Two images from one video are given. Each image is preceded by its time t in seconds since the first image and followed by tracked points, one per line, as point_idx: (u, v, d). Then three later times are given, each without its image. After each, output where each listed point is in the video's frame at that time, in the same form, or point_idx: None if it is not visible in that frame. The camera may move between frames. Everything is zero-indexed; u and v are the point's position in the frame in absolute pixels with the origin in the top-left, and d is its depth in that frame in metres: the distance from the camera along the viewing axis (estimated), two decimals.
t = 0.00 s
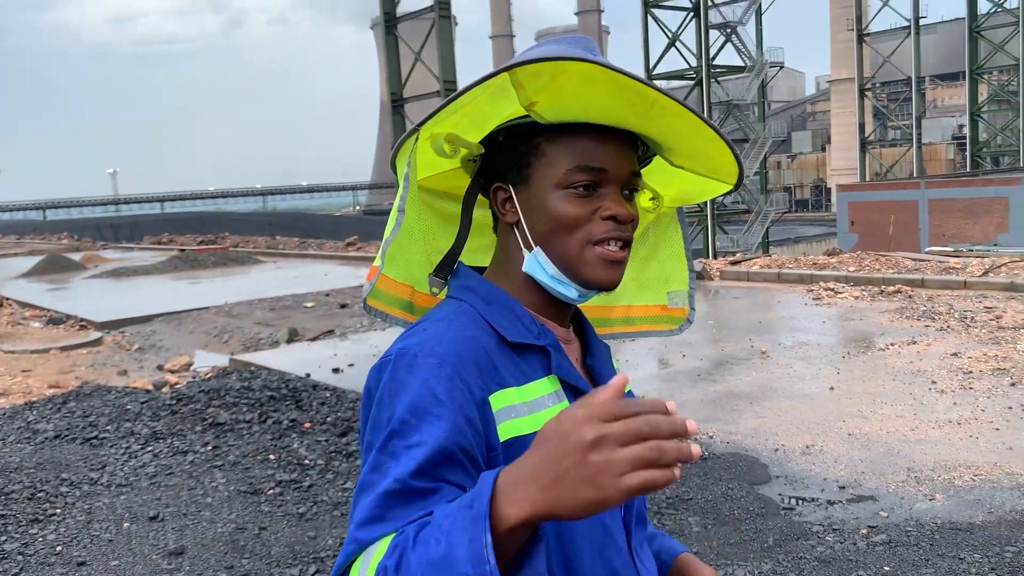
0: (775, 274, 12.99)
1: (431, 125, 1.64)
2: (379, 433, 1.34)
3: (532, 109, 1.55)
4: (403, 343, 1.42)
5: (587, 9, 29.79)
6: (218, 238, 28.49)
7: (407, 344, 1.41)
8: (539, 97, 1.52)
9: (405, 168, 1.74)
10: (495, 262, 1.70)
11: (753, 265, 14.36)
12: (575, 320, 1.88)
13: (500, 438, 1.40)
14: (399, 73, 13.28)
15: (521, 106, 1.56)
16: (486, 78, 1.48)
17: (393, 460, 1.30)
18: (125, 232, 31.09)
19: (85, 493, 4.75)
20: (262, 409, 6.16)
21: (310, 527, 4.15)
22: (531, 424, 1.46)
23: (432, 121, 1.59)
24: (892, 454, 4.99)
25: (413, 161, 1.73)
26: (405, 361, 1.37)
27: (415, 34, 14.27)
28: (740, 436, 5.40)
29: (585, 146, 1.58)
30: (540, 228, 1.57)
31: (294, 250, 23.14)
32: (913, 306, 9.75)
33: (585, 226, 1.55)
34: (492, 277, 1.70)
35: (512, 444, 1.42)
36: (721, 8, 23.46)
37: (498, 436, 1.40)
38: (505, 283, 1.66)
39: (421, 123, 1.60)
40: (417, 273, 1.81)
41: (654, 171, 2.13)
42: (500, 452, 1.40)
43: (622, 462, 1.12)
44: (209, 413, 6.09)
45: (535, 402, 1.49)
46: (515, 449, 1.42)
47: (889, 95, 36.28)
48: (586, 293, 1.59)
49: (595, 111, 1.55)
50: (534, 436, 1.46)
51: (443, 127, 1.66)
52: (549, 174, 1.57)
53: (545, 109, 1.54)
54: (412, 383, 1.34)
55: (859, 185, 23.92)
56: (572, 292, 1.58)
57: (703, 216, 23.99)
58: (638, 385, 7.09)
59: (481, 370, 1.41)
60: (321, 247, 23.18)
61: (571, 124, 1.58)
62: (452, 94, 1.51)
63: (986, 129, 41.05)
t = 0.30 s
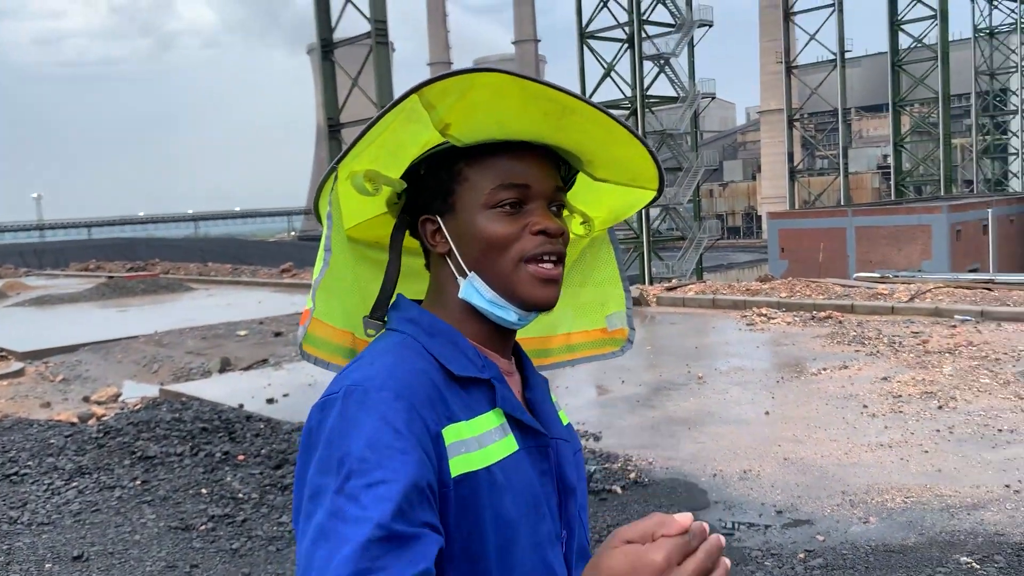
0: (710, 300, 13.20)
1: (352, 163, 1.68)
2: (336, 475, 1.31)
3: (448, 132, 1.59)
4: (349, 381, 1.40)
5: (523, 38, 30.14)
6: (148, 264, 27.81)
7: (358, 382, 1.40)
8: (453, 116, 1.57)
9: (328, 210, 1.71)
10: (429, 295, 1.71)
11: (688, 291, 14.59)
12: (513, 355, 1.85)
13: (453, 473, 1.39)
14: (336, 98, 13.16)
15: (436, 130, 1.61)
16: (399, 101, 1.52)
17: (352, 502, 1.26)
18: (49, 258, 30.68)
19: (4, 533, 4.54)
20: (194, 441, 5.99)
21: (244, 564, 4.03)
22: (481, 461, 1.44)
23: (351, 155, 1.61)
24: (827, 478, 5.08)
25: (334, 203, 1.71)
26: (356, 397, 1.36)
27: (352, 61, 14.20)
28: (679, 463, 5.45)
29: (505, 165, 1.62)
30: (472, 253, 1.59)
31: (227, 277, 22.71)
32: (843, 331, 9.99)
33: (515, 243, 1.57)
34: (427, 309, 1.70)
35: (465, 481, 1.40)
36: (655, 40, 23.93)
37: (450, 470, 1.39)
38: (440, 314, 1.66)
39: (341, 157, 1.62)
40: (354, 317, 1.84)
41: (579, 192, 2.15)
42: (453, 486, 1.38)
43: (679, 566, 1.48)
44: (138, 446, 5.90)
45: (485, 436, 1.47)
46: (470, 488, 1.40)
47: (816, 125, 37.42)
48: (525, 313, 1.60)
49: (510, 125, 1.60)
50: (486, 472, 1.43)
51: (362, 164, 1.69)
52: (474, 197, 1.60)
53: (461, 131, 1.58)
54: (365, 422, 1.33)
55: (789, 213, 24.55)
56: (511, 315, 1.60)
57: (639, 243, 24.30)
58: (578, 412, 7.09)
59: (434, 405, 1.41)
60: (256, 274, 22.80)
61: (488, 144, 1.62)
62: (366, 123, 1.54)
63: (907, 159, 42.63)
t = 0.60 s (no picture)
0: (653, 314, 13.31)
1: (285, 181, 1.60)
2: (282, 520, 1.26)
3: (388, 144, 1.56)
4: (293, 416, 1.32)
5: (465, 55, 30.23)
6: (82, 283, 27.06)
7: (302, 416, 1.32)
8: (394, 127, 1.54)
9: (258, 229, 1.61)
10: (371, 315, 1.67)
11: (631, 306, 14.71)
12: (456, 374, 1.82)
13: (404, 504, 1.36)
14: (276, 114, 12.99)
15: (378, 143, 1.57)
16: (340, 113, 1.48)
17: (302, 552, 1.23)
18: None
19: None
20: (129, 465, 5.81)
21: None
22: (432, 490, 1.41)
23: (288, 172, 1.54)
24: (770, 490, 5.13)
25: (264, 224, 1.61)
26: (302, 436, 1.29)
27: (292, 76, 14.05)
28: (625, 478, 5.47)
29: (447, 178, 1.61)
30: (418, 271, 1.57)
31: (164, 295, 22.20)
32: (783, 345, 10.16)
33: (463, 257, 1.56)
34: (370, 329, 1.66)
35: (414, 513, 1.38)
36: (596, 58, 24.19)
37: (401, 505, 1.36)
38: (386, 334, 1.62)
39: (276, 176, 1.55)
40: (289, 344, 1.74)
41: (517, 201, 2.14)
42: (403, 521, 1.36)
43: None
44: (70, 471, 5.69)
45: (436, 465, 1.44)
46: (422, 521, 1.38)
47: (753, 144, 38.23)
48: (475, 326, 1.59)
49: (451, 135, 1.59)
50: (441, 502, 1.41)
51: (296, 182, 1.61)
52: (418, 212, 1.57)
53: (401, 142, 1.56)
54: (313, 463, 1.27)
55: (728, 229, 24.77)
56: (461, 330, 1.58)
57: (582, 259, 24.45)
58: (523, 429, 7.06)
59: (382, 439, 1.36)
60: (193, 292, 22.33)
61: (429, 155, 1.60)
62: (305, 138, 1.48)
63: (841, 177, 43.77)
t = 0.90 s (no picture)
0: (629, 317, 13.35)
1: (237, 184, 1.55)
2: (237, 531, 1.21)
3: (344, 147, 1.53)
4: (249, 424, 1.29)
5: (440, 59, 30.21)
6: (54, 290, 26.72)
7: (258, 424, 1.28)
8: (349, 129, 1.51)
9: (211, 234, 1.57)
10: (326, 321, 1.64)
11: (607, 309, 14.76)
12: (416, 381, 1.80)
13: (364, 514, 1.34)
14: (250, 119, 12.89)
15: (333, 146, 1.53)
16: (294, 115, 1.44)
17: (259, 564, 1.19)
18: None
19: None
20: (101, 473, 5.73)
21: None
22: (392, 498, 1.39)
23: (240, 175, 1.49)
24: (746, 490, 5.15)
25: (217, 229, 1.57)
26: (259, 444, 1.25)
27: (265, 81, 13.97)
28: (602, 480, 5.48)
29: (403, 181, 1.58)
30: (375, 277, 1.54)
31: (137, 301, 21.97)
32: (758, 346, 10.22)
33: (421, 264, 1.53)
34: (325, 336, 1.63)
35: (375, 521, 1.35)
36: (571, 62, 24.24)
37: (360, 515, 1.33)
38: (341, 341, 1.59)
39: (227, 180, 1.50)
40: (244, 355, 1.71)
41: (477, 206, 2.13)
42: (363, 532, 1.33)
43: None
44: (40, 481, 5.61)
45: (397, 473, 1.42)
46: (381, 531, 1.35)
47: (727, 147, 38.50)
48: (432, 334, 1.57)
49: (408, 137, 1.57)
50: (401, 512, 1.39)
51: (249, 185, 1.57)
52: (375, 217, 1.54)
53: (357, 145, 1.53)
54: (270, 472, 1.24)
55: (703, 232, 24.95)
56: (419, 338, 1.57)
57: (558, 262, 24.48)
58: (501, 432, 7.04)
59: (342, 447, 1.33)
60: (167, 298, 22.12)
61: (385, 159, 1.57)
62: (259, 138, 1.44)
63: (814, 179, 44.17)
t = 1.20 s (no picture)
0: (643, 313, 13.31)
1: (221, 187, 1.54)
2: (231, 541, 1.21)
3: (326, 150, 1.52)
4: (239, 434, 1.28)
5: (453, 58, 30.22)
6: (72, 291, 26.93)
7: (248, 433, 1.28)
8: (331, 133, 1.50)
9: (194, 240, 1.56)
10: (310, 323, 1.63)
11: (621, 305, 14.75)
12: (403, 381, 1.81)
13: (358, 518, 1.34)
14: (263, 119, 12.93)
15: (314, 150, 1.52)
16: (275, 118, 1.43)
17: (256, 572, 1.18)
18: None
19: None
20: (117, 474, 5.78)
21: None
22: (386, 500, 1.39)
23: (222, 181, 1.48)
24: (760, 487, 5.13)
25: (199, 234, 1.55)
26: (250, 453, 1.25)
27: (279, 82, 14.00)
28: (616, 477, 5.47)
29: (385, 182, 1.58)
30: (360, 278, 1.54)
31: (154, 302, 22.11)
32: (773, 342, 10.17)
33: (406, 264, 1.53)
34: (310, 338, 1.63)
35: (369, 525, 1.35)
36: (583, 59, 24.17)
37: (355, 519, 1.33)
38: (327, 344, 1.59)
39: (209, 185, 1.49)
40: (227, 362, 1.72)
41: (457, 205, 2.13)
42: (358, 536, 1.33)
43: None
44: (58, 481, 5.66)
45: (390, 476, 1.42)
46: (375, 535, 1.36)
47: (741, 142, 38.29)
48: (419, 333, 1.57)
49: (390, 137, 1.55)
50: (396, 514, 1.39)
51: (229, 190, 1.55)
52: (357, 219, 1.54)
53: (339, 148, 1.52)
54: (263, 481, 1.23)
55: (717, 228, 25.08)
56: (406, 338, 1.56)
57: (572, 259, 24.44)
58: (514, 430, 7.03)
59: (333, 452, 1.33)
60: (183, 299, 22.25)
61: (366, 161, 1.57)
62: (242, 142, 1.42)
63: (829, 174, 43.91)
